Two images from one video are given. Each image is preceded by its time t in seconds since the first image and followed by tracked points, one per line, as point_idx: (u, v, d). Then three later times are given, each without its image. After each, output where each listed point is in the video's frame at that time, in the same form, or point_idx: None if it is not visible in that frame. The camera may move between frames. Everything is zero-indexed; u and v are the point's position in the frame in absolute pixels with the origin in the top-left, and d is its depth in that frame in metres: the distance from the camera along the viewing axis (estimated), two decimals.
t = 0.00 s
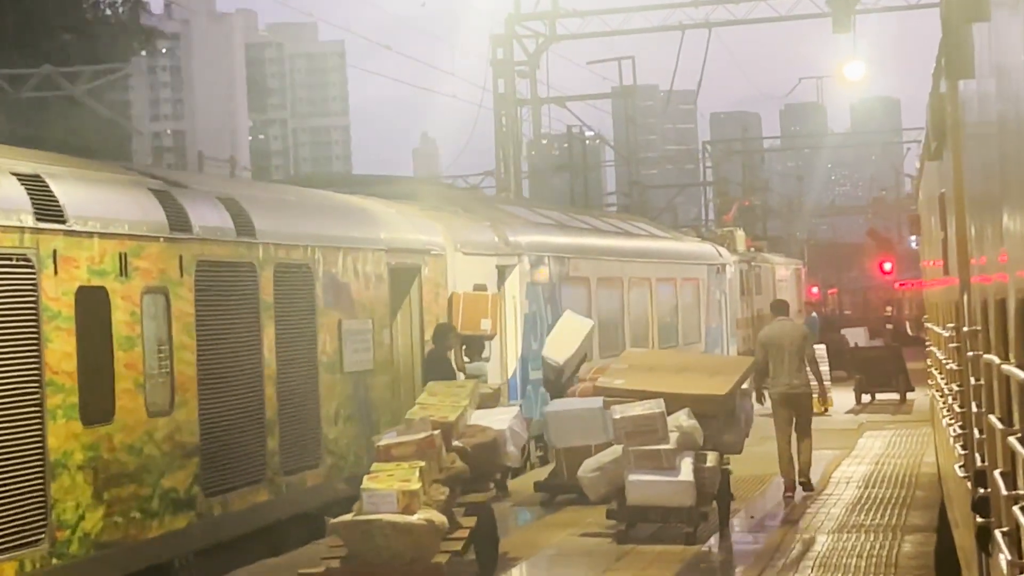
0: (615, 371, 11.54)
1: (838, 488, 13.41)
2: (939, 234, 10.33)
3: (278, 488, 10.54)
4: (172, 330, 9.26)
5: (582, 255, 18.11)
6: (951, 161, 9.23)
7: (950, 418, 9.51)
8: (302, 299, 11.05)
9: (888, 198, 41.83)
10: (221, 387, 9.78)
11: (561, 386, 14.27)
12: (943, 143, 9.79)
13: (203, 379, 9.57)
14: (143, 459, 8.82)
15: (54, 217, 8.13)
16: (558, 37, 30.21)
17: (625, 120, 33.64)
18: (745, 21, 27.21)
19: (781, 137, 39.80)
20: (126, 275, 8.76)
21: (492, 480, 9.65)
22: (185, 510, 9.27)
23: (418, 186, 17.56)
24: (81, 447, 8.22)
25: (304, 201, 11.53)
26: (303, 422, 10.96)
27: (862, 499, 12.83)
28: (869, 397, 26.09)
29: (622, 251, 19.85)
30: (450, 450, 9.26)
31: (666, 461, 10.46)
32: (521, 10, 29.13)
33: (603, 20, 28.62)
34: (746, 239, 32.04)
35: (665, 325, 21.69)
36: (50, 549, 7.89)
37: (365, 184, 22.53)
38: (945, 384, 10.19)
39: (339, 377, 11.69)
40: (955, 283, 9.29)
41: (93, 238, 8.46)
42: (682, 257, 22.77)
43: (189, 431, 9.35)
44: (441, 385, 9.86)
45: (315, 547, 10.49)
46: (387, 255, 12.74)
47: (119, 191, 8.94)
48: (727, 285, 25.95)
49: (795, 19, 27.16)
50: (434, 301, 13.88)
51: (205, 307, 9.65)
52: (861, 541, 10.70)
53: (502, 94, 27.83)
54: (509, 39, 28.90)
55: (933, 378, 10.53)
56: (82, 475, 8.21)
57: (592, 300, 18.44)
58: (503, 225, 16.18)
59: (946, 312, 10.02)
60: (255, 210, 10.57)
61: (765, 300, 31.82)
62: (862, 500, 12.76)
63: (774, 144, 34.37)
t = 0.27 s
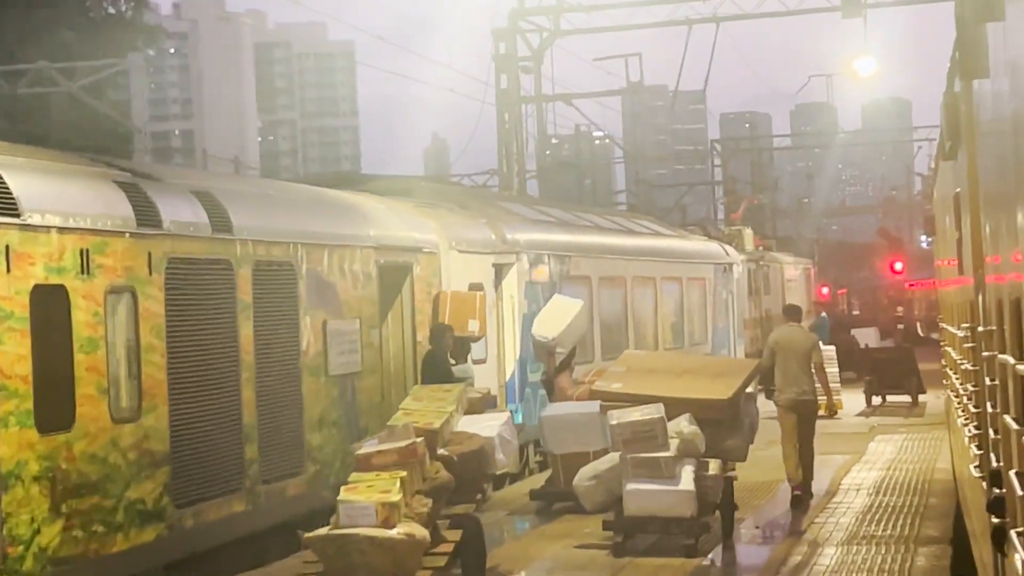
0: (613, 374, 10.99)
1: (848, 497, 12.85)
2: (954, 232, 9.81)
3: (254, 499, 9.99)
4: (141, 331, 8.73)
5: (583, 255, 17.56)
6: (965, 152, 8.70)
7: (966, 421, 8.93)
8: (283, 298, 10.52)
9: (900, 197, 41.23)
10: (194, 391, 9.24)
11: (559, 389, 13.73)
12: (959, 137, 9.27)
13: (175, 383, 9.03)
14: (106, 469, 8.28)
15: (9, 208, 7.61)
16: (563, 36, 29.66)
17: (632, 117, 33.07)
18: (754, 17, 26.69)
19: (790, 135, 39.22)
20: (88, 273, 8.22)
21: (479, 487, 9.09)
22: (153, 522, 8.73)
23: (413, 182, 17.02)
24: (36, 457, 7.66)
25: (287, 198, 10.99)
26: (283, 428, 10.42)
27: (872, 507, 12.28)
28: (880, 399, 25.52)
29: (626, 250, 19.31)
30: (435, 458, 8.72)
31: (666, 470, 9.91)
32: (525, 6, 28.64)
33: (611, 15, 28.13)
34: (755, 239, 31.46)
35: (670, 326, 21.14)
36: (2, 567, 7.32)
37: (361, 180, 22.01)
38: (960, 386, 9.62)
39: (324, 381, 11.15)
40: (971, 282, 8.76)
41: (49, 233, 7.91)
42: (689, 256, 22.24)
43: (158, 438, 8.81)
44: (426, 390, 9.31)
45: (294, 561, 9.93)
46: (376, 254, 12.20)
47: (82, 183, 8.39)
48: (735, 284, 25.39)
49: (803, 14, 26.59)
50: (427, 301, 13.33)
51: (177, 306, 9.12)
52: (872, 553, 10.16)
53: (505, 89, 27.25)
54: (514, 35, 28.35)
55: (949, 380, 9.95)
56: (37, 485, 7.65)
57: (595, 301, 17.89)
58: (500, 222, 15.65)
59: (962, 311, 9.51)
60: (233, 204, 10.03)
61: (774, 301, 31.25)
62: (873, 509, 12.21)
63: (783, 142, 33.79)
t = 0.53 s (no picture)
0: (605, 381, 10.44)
1: (853, 510, 12.30)
2: (963, 234, 9.29)
3: (225, 515, 9.44)
4: (98, 337, 8.19)
5: (579, 258, 17.02)
6: (975, 147, 8.17)
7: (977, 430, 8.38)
8: (257, 302, 9.98)
9: (906, 200, 40.67)
10: (158, 400, 8.70)
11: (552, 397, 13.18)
12: (968, 133, 8.73)
13: (136, 392, 8.49)
14: (58, 485, 7.73)
15: None
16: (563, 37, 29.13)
17: (633, 118, 32.48)
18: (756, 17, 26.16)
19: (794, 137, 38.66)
20: (38, 275, 7.68)
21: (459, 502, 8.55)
22: (111, 540, 8.17)
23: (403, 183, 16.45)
24: None
25: (262, 197, 10.45)
26: (257, 440, 9.87)
27: (877, 522, 11.72)
28: (885, 407, 24.96)
29: (624, 254, 18.77)
30: (411, 472, 8.17)
31: (659, 484, 9.37)
32: (524, 5, 28.11)
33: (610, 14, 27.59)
34: (758, 243, 30.88)
35: (670, 331, 20.60)
36: None
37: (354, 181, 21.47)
38: (971, 393, 9.07)
39: (302, 390, 10.59)
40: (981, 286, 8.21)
41: None
42: (690, 260, 21.69)
43: (116, 451, 8.27)
44: (403, 400, 8.77)
45: None
46: (359, 256, 11.65)
47: (33, 179, 7.85)
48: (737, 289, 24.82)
49: (807, 13, 26.03)
50: (414, 306, 12.77)
51: (138, 311, 8.57)
52: (877, 572, 9.60)
53: (502, 90, 26.66)
54: (512, 35, 27.80)
55: (960, 388, 9.40)
56: None
57: (591, 306, 17.35)
58: (491, 224, 15.09)
59: (972, 314, 8.98)
60: (202, 203, 9.49)
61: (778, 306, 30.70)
62: (878, 523, 11.65)
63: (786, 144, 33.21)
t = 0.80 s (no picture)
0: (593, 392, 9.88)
1: (856, 526, 11.72)
2: (971, 236, 8.74)
3: (189, 533, 8.87)
4: (44, 344, 7.63)
5: (573, 263, 16.47)
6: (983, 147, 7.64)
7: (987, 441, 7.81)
8: (224, 306, 9.43)
9: (910, 206, 40.11)
10: (112, 411, 8.14)
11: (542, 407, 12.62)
12: (976, 135, 8.20)
13: (87, 402, 7.93)
14: None
15: None
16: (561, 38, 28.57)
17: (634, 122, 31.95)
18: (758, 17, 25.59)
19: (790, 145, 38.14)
20: None
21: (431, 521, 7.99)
22: (60, 562, 7.60)
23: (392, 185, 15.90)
24: None
25: (231, 197, 9.90)
26: (224, 452, 9.32)
27: (881, 538, 11.12)
28: (888, 416, 24.39)
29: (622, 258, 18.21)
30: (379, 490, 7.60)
31: (649, 500, 8.80)
32: (522, 6, 27.57)
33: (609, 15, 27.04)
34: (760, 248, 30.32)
35: (669, 338, 20.04)
36: None
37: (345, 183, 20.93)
38: (981, 404, 8.50)
39: (274, 399, 10.03)
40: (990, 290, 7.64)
41: None
42: (689, 265, 21.13)
43: (65, 466, 7.71)
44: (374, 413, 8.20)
45: None
46: (337, 259, 11.10)
47: None
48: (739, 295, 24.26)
49: (809, 14, 25.51)
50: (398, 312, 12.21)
51: (92, 321, 8.03)
52: None
53: (498, 91, 26.12)
54: (509, 36, 27.26)
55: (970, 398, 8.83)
56: None
57: (587, 312, 16.79)
58: (481, 226, 14.54)
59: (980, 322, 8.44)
60: (164, 202, 8.94)
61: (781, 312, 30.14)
62: (882, 540, 11.05)
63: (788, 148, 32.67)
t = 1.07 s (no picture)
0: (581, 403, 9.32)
1: (862, 543, 11.13)
2: (983, 240, 8.21)
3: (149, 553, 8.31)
4: None
5: (570, 267, 15.90)
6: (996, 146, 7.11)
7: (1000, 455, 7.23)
8: (188, 311, 8.89)
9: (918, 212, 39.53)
10: (61, 423, 7.59)
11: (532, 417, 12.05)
12: (989, 133, 7.67)
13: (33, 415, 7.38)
14: None
15: None
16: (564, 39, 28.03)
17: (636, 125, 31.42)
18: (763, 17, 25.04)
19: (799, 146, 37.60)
20: None
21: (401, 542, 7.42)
22: None
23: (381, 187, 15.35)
24: None
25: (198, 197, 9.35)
26: (189, 466, 8.76)
27: (888, 556, 10.53)
28: (894, 425, 23.82)
29: (621, 262, 17.65)
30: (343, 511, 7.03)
31: (639, 519, 8.22)
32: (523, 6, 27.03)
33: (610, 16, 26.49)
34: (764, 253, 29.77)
35: (669, 344, 19.47)
36: None
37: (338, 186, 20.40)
38: (993, 415, 7.93)
39: (244, 411, 9.48)
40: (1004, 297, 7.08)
41: None
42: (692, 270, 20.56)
43: (8, 485, 7.16)
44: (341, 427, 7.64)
45: None
46: (314, 263, 10.54)
47: None
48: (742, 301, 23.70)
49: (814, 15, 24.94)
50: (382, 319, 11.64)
51: (39, 325, 7.49)
52: None
53: (496, 93, 25.57)
54: (509, 36, 26.71)
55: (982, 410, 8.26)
56: None
57: (584, 317, 16.22)
58: (472, 230, 13.98)
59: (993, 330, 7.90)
60: (122, 201, 8.39)
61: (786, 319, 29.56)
62: (888, 558, 10.45)
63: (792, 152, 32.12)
